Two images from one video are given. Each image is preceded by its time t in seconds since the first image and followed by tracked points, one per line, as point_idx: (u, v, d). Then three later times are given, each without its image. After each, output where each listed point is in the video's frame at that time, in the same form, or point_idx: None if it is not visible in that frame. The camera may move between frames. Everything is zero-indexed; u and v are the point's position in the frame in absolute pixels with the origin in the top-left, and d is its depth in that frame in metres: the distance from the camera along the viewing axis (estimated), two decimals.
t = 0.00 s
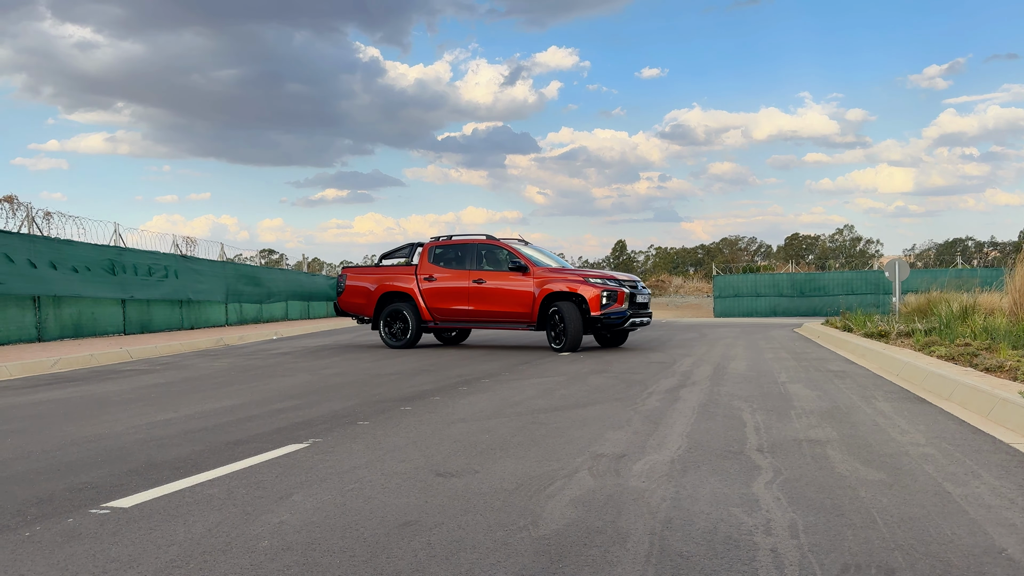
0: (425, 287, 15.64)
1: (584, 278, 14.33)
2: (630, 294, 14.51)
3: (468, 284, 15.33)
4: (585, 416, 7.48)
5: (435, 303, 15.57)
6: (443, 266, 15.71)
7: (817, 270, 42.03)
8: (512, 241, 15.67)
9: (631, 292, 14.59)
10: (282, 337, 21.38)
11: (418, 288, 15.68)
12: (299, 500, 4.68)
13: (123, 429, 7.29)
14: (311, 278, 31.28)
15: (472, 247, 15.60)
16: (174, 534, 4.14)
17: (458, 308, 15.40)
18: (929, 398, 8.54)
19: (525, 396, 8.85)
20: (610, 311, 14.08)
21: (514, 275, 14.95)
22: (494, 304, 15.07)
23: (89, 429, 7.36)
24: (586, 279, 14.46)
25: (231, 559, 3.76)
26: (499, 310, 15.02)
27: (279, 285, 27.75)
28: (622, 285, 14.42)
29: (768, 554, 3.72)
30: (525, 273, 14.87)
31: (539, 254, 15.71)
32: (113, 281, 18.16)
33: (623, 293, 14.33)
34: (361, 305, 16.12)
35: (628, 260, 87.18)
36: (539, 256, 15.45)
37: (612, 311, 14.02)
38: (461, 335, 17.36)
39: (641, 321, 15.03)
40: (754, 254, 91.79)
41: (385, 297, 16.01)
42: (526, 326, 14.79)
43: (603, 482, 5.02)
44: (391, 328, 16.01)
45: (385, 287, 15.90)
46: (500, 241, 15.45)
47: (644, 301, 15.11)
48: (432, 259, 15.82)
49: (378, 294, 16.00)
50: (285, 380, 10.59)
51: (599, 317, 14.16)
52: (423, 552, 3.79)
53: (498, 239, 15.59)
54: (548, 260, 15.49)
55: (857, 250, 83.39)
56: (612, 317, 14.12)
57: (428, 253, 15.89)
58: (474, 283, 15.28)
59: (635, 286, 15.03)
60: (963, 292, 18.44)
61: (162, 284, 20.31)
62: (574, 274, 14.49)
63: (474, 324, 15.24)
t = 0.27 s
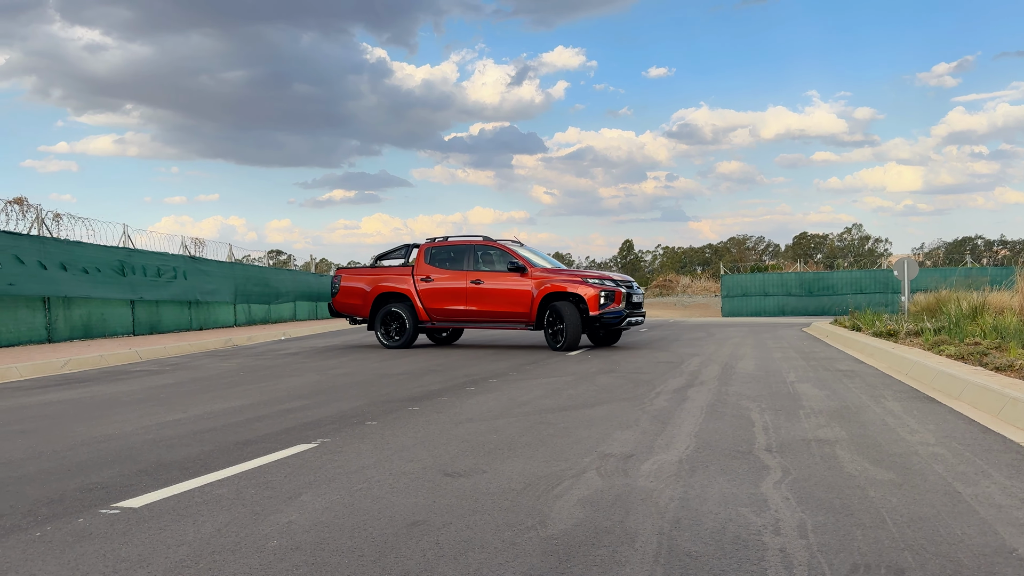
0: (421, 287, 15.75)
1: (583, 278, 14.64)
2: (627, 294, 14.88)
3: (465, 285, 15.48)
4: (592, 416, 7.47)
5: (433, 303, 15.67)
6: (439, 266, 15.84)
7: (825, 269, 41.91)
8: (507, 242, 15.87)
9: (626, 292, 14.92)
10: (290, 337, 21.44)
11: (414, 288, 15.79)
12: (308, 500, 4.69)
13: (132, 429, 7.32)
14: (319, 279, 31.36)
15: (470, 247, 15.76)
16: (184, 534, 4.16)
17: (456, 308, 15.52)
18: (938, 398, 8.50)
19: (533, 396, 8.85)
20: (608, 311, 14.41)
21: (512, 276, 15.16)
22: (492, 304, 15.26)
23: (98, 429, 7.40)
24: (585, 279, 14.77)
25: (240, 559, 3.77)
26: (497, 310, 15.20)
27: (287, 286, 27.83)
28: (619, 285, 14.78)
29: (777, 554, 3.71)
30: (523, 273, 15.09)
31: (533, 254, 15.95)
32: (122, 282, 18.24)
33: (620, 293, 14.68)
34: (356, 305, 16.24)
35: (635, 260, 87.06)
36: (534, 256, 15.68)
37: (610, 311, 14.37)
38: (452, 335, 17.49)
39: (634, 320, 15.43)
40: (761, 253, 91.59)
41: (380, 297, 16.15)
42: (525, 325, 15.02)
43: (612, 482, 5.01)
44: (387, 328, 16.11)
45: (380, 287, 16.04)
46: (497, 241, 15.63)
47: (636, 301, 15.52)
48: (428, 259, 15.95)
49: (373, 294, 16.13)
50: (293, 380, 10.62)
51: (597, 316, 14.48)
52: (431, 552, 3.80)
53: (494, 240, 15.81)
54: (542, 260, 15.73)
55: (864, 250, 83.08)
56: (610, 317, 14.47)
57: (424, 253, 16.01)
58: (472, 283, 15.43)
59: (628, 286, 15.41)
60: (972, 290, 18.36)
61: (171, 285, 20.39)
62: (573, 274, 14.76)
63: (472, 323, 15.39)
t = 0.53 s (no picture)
0: (420, 288, 15.96)
1: (583, 278, 14.98)
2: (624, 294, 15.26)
3: (464, 285, 15.74)
4: (602, 416, 7.46)
5: (432, 303, 15.90)
6: (437, 267, 16.07)
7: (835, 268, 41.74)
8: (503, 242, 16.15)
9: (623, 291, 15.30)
10: (300, 338, 21.51)
11: (413, 288, 15.98)
12: (319, 500, 4.71)
13: (143, 429, 7.36)
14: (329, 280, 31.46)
15: (468, 247, 15.99)
16: (195, 534, 4.18)
17: (455, 308, 15.77)
18: (949, 397, 8.46)
19: (542, 396, 8.86)
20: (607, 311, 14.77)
21: (511, 276, 15.46)
22: (491, 303, 15.55)
23: (110, 429, 7.45)
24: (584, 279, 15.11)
25: (252, 558, 3.79)
26: (497, 310, 15.49)
27: (297, 286, 27.93)
28: (617, 285, 15.16)
29: (788, 553, 3.70)
30: (522, 273, 15.40)
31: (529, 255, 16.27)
32: (133, 283, 18.35)
33: (619, 293, 15.06)
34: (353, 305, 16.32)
35: (644, 260, 86.93)
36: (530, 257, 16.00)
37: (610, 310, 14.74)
38: (446, 335, 17.59)
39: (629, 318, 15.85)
40: (771, 252, 91.30)
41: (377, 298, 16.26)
42: (525, 324, 15.34)
43: (621, 482, 5.01)
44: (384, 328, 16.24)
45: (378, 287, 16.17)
46: (495, 242, 15.91)
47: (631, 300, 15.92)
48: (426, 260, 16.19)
49: (371, 294, 16.23)
50: (303, 380, 10.65)
51: (597, 315, 14.86)
52: (441, 551, 3.80)
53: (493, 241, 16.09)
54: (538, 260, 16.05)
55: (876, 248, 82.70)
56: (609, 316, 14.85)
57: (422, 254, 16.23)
58: (471, 283, 15.69)
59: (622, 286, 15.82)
60: (984, 289, 18.25)
61: (182, 286, 20.48)
62: (572, 274, 15.10)
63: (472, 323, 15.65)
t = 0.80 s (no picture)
0: (420, 288, 16.12)
1: (583, 278, 15.25)
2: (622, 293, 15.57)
3: (464, 285, 15.92)
4: (612, 415, 7.46)
5: (432, 303, 16.06)
6: (436, 267, 16.23)
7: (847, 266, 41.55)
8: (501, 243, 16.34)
9: (620, 290, 15.61)
10: (311, 338, 21.58)
11: (413, 288, 16.13)
12: (330, 499, 4.73)
13: (156, 429, 7.41)
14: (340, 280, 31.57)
15: (467, 247, 16.18)
16: (208, 533, 4.21)
17: (455, 307, 15.94)
18: (963, 395, 8.41)
19: (553, 395, 8.85)
20: (606, 310, 15.08)
21: (511, 276, 15.70)
22: (491, 303, 15.76)
23: (123, 429, 7.50)
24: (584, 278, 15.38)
25: (264, 557, 3.80)
26: (497, 309, 15.71)
27: (308, 287, 28.04)
28: (615, 284, 15.47)
29: (800, 553, 3.69)
30: (522, 273, 15.63)
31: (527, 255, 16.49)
32: (145, 283, 18.46)
33: (618, 292, 15.37)
34: (352, 305, 16.42)
35: (654, 259, 86.79)
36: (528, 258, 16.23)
37: (609, 309, 15.09)
38: (442, 335, 17.66)
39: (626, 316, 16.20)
40: (782, 251, 91.02)
41: (376, 298, 16.39)
42: (525, 323, 15.59)
43: (633, 481, 5.01)
44: (384, 327, 16.35)
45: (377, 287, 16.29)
46: (495, 242, 16.10)
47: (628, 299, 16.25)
48: (425, 260, 16.35)
49: (370, 294, 16.34)
50: (314, 380, 10.69)
51: (597, 314, 15.15)
52: (453, 550, 3.81)
53: (492, 241, 16.27)
54: (536, 260, 16.27)
55: (887, 247, 82.31)
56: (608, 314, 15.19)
57: (421, 254, 16.40)
58: (471, 283, 15.89)
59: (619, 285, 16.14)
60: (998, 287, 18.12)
61: (193, 286, 20.59)
62: (572, 274, 15.37)
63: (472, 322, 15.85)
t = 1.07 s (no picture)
0: (421, 287, 16.23)
1: (583, 277, 15.49)
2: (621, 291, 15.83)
3: (464, 284, 16.06)
4: (624, 414, 7.45)
5: (434, 302, 16.18)
6: (437, 266, 16.32)
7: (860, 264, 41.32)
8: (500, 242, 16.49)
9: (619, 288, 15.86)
10: (323, 336, 21.66)
11: (414, 288, 16.24)
12: (343, 497, 4.75)
13: (170, 427, 7.45)
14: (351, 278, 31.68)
15: (467, 247, 16.28)
16: (222, 530, 4.23)
17: (457, 307, 16.07)
18: (977, 394, 8.35)
19: (564, 393, 8.85)
20: (606, 308, 15.33)
21: (512, 276, 15.88)
22: (491, 302, 15.93)
23: (137, 427, 7.55)
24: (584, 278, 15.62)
25: (277, 555, 3.82)
26: (497, 308, 15.88)
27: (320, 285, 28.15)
28: (615, 282, 15.72)
29: (813, 552, 3.67)
30: (523, 273, 15.81)
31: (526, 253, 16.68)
32: (158, 282, 18.57)
33: (617, 291, 15.63)
34: (354, 304, 16.45)
35: (665, 257, 86.57)
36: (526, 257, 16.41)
37: (610, 308, 15.34)
38: (439, 334, 17.72)
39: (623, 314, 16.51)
40: (794, 249, 90.62)
41: (377, 297, 16.47)
42: (526, 322, 15.80)
43: (644, 480, 5.00)
44: (385, 326, 16.44)
45: (379, 286, 16.38)
46: (494, 242, 16.23)
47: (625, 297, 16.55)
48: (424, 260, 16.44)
49: (372, 293, 16.40)
50: (326, 379, 10.72)
51: (598, 313, 15.38)
52: (465, 548, 3.82)
53: (491, 241, 16.39)
54: (534, 259, 16.47)
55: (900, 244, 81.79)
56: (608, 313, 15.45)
57: (421, 254, 16.49)
58: (473, 282, 16.03)
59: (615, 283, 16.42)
60: (1012, 285, 17.98)
61: (206, 285, 20.71)
62: (573, 273, 15.59)
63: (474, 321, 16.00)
